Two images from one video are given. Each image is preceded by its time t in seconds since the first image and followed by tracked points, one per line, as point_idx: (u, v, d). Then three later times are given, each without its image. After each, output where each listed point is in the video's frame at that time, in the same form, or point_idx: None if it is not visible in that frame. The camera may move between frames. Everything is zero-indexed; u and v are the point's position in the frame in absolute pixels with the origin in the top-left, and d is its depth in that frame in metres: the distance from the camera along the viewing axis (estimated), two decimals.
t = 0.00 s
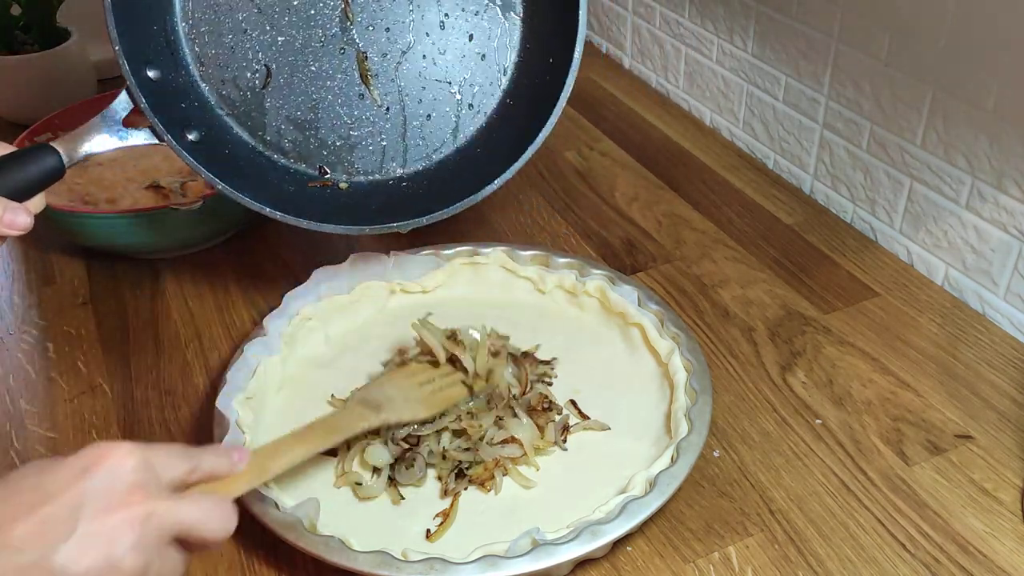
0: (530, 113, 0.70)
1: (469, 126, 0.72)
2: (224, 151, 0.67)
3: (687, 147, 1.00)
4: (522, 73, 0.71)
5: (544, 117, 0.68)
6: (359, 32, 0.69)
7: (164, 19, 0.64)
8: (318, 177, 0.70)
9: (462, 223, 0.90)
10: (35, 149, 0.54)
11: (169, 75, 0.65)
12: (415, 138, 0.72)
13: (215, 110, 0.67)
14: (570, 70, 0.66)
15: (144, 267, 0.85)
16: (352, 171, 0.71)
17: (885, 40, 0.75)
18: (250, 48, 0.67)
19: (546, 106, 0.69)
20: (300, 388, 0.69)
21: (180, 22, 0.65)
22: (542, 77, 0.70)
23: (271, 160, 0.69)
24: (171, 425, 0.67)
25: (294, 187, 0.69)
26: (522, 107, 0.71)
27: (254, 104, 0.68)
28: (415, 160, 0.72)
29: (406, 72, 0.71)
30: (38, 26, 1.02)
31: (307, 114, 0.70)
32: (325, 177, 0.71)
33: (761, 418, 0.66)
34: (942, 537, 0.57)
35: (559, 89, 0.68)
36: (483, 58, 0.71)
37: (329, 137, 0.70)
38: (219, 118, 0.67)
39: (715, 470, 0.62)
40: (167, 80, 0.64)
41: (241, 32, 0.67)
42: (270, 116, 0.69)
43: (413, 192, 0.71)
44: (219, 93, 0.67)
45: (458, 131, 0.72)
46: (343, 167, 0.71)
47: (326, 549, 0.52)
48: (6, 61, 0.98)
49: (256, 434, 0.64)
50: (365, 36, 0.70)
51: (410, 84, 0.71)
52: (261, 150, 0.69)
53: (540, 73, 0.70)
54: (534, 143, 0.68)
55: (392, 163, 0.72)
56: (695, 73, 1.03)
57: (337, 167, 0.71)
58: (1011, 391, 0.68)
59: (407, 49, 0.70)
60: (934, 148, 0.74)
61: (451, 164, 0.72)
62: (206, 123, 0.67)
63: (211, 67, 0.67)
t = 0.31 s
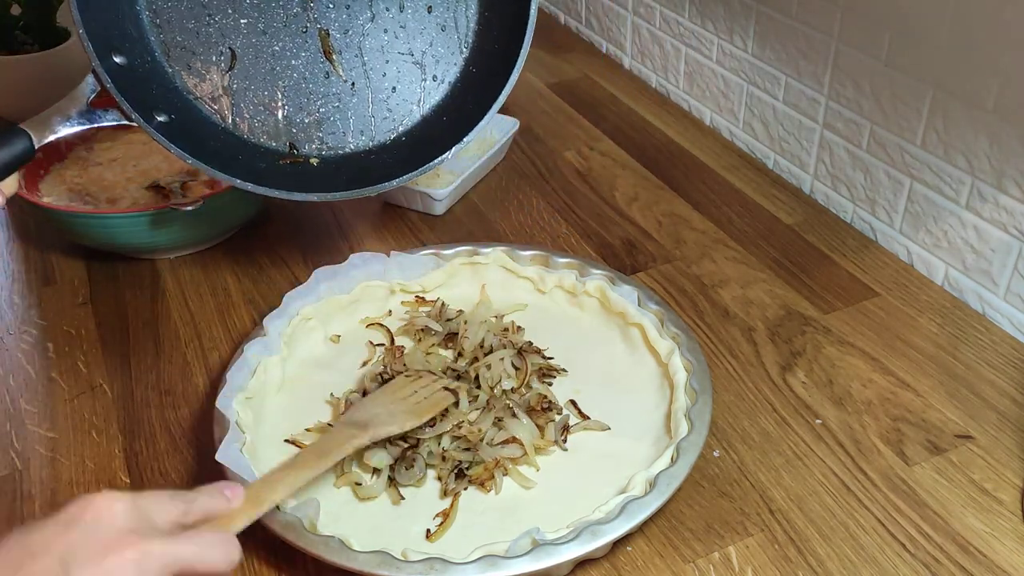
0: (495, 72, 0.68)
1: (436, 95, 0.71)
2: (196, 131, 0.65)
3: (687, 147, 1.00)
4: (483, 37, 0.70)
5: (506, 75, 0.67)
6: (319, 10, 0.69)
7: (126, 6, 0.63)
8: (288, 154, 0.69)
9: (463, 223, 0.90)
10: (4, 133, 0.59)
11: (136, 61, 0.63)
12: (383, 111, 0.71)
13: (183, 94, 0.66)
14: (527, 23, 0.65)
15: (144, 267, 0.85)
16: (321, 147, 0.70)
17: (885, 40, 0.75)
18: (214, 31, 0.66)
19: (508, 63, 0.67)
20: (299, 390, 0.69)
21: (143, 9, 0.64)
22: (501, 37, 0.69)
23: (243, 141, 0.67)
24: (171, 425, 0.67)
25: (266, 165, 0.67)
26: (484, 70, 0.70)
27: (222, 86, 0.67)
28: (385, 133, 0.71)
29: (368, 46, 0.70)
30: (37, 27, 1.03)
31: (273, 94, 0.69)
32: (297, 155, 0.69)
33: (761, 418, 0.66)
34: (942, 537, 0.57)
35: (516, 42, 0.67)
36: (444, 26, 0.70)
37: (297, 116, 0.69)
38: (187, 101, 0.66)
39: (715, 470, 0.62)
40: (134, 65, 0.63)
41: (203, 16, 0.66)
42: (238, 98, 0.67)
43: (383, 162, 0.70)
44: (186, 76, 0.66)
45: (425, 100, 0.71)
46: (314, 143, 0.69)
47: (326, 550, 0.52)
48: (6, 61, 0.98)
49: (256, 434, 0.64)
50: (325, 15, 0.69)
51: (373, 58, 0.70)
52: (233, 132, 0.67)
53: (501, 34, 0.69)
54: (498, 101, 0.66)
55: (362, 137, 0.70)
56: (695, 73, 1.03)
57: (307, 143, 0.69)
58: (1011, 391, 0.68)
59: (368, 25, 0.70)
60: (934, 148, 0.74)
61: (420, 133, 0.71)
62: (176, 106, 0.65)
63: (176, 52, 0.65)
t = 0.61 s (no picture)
0: (502, 70, 0.68)
1: (441, 90, 0.71)
2: (195, 123, 0.65)
3: (687, 147, 1.00)
4: (492, 32, 0.70)
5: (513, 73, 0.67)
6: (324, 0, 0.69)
7: None
8: (289, 147, 0.69)
9: (463, 223, 0.90)
10: None
11: (136, 51, 0.63)
12: (386, 105, 0.71)
13: (184, 85, 0.66)
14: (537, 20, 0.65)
15: (144, 267, 0.85)
16: (323, 140, 0.70)
17: (885, 39, 0.75)
18: (217, 21, 0.66)
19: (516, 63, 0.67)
20: (298, 390, 0.69)
21: None
22: (510, 35, 0.68)
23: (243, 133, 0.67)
24: (171, 425, 0.67)
25: (266, 158, 0.67)
26: (490, 65, 0.69)
27: (223, 77, 0.67)
28: (388, 128, 0.71)
29: (373, 39, 0.70)
30: (37, 27, 1.03)
31: (275, 86, 0.69)
32: (297, 148, 0.69)
33: (761, 418, 0.66)
34: (942, 537, 0.57)
35: (524, 42, 0.67)
36: (451, 21, 0.70)
37: (299, 108, 0.69)
38: (187, 92, 0.66)
39: (715, 470, 0.62)
40: (134, 56, 0.63)
41: (206, 5, 0.66)
42: (240, 90, 0.67)
43: (386, 158, 0.70)
44: (187, 68, 0.66)
45: (429, 95, 0.71)
46: (315, 137, 0.69)
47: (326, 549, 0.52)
48: (6, 61, 0.98)
49: (256, 434, 0.64)
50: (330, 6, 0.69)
51: (378, 51, 0.70)
52: (233, 123, 0.67)
53: (509, 31, 0.69)
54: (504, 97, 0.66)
55: (365, 132, 0.70)
56: (695, 73, 1.03)
57: (308, 137, 0.69)
58: (1010, 391, 0.68)
59: (373, 17, 0.69)
60: (934, 148, 0.74)
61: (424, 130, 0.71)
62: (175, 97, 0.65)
63: (178, 42, 0.65)
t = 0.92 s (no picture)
0: (518, 88, 0.68)
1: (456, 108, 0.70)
2: (207, 136, 0.65)
3: (687, 147, 1.00)
4: (507, 49, 0.69)
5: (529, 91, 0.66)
6: (340, 18, 0.69)
7: (147, 9, 0.64)
8: (302, 163, 0.69)
9: (462, 223, 0.90)
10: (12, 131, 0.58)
11: (151, 64, 0.63)
12: (400, 123, 0.70)
13: (198, 99, 0.66)
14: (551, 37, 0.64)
15: (144, 267, 0.85)
16: (336, 157, 0.69)
17: (885, 40, 0.75)
18: (233, 38, 0.67)
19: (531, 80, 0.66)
20: (298, 390, 0.69)
21: (164, 15, 0.65)
22: (525, 53, 0.68)
23: (254, 147, 0.67)
24: (172, 425, 0.67)
25: (278, 173, 0.67)
26: (505, 83, 0.69)
27: (237, 93, 0.67)
28: (402, 146, 0.70)
29: (388, 56, 0.70)
30: (38, 27, 1.03)
31: (289, 102, 0.69)
32: (310, 164, 0.69)
33: (761, 418, 0.66)
34: (942, 537, 0.57)
35: (539, 60, 0.66)
36: (467, 39, 0.70)
37: (313, 124, 0.69)
38: (201, 106, 0.66)
39: (715, 470, 0.62)
40: (150, 69, 0.63)
41: (223, 22, 0.66)
42: (254, 105, 0.68)
43: (398, 175, 0.69)
44: (203, 82, 0.66)
45: (444, 113, 0.70)
46: (328, 153, 0.69)
47: (326, 549, 0.52)
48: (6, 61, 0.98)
49: (256, 434, 0.64)
50: (346, 23, 0.69)
51: (393, 68, 0.70)
52: (245, 138, 0.67)
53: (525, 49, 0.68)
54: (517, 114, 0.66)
55: (379, 149, 0.70)
56: (695, 73, 1.03)
57: (321, 153, 0.69)
58: (1010, 391, 0.68)
59: (389, 35, 0.70)
60: (934, 148, 0.74)
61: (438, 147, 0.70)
62: (188, 110, 0.65)
63: (194, 57, 0.66)
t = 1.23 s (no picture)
0: (509, 110, 0.69)
1: (447, 130, 0.71)
2: (198, 151, 0.65)
3: (687, 147, 1.00)
4: (500, 73, 0.70)
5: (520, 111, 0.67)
6: (334, 39, 0.69)
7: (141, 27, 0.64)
8: (293, 181, 0.69)
9: (463, 223, 0.90)
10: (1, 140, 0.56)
11: (145, 82, 0.63)
12: (392, 144, 0.71)
13: (191, 116, 0.66)
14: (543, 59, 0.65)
15: (144, 267, 0.85)
16: (327, 176, 0.69)
17: (885, 40, 0.75)
18: (227, 58, 0.67)
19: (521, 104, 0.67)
20: (298, 390, 0.69)
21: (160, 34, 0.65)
22: (517, 76, 0.69)
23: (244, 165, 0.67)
24: (171, 426, 0.67)
25: (269, 192, 0.67)
26: (496, 106, 0.70)
27: (230, 111, 0.67)
28: (394, 167, 0.71)
29: (382, 77, 0.70)
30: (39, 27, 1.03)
31: (281, 122, 0.69)
32: (301, 183, 0.69)
33: (761, 418, 0.66)
34: (942, 537, 0.57)
35: (529, 84, 0.67)
36: (459, 63, 0.70)
37: (304, 143, 0.69)
38: (193, 123, 0.66)
39: (715, 470, 0.62)
40: (144, 86, 0.63)
41: (218, 40, 0.66)
42: (246, 123, 0.67)
43: (390, 194, 0.70)
44: (196, 101, 0.66)
45: (435, 135, 0.71)
46: (319, 173, 0.69)
47: (326, 549, 0.52)
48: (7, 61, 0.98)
49: (256, 434, 0.64)
50: (340, 44, 0.69)
51: (386, 89, 0.70)
52: (236, 156, 0.67)
53: (516, 73, 0.69)
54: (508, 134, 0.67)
55: (370, 170, 0.70)
56: (695, 73, 1.03)
57: (312, 171, 0.69)
58: (1010, 391, 0.68)
59: (382, 56, 0.70)
60: (934, 148, 0.74)
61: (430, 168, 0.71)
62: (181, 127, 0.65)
63: (188, 75, 0.66)
